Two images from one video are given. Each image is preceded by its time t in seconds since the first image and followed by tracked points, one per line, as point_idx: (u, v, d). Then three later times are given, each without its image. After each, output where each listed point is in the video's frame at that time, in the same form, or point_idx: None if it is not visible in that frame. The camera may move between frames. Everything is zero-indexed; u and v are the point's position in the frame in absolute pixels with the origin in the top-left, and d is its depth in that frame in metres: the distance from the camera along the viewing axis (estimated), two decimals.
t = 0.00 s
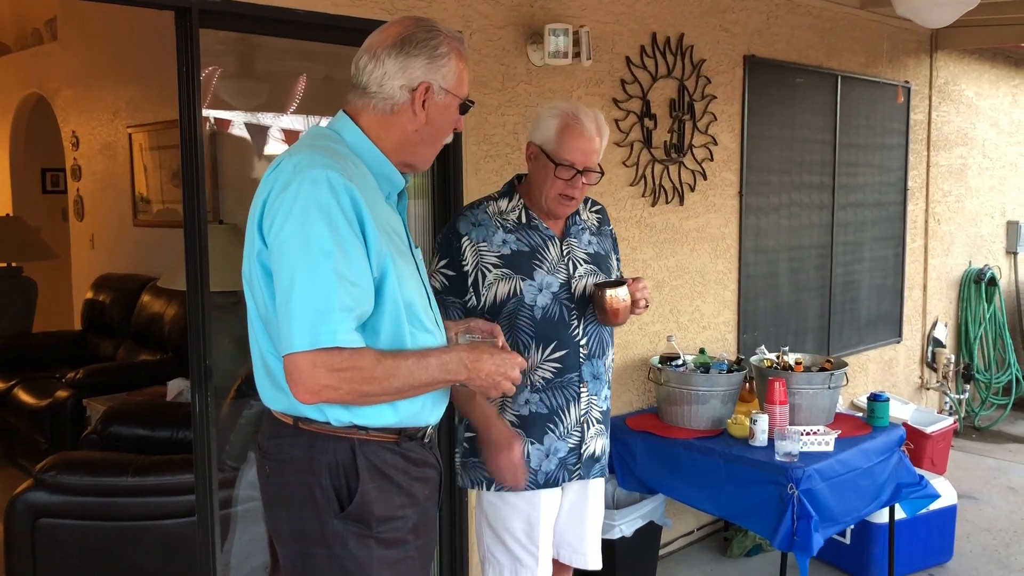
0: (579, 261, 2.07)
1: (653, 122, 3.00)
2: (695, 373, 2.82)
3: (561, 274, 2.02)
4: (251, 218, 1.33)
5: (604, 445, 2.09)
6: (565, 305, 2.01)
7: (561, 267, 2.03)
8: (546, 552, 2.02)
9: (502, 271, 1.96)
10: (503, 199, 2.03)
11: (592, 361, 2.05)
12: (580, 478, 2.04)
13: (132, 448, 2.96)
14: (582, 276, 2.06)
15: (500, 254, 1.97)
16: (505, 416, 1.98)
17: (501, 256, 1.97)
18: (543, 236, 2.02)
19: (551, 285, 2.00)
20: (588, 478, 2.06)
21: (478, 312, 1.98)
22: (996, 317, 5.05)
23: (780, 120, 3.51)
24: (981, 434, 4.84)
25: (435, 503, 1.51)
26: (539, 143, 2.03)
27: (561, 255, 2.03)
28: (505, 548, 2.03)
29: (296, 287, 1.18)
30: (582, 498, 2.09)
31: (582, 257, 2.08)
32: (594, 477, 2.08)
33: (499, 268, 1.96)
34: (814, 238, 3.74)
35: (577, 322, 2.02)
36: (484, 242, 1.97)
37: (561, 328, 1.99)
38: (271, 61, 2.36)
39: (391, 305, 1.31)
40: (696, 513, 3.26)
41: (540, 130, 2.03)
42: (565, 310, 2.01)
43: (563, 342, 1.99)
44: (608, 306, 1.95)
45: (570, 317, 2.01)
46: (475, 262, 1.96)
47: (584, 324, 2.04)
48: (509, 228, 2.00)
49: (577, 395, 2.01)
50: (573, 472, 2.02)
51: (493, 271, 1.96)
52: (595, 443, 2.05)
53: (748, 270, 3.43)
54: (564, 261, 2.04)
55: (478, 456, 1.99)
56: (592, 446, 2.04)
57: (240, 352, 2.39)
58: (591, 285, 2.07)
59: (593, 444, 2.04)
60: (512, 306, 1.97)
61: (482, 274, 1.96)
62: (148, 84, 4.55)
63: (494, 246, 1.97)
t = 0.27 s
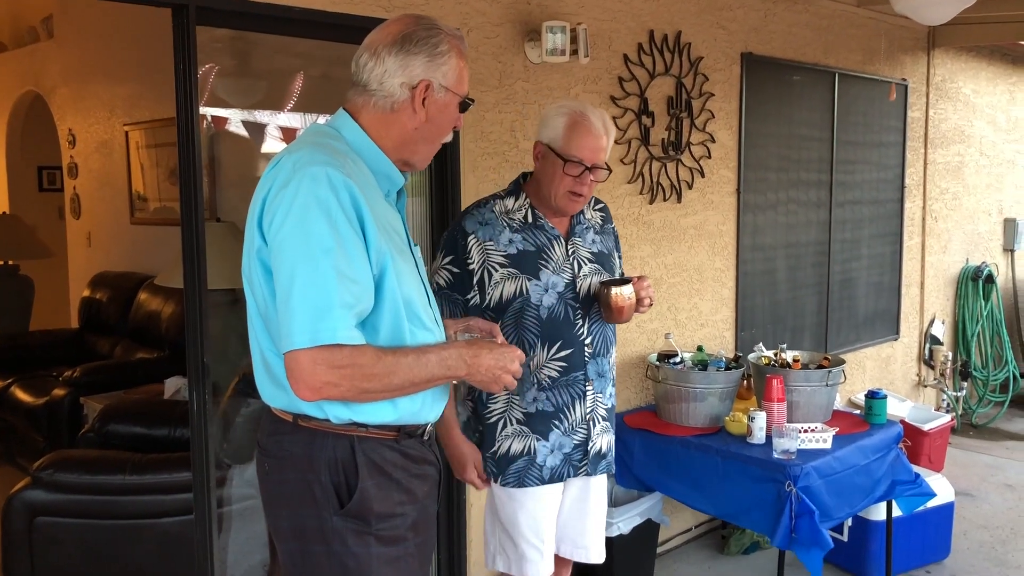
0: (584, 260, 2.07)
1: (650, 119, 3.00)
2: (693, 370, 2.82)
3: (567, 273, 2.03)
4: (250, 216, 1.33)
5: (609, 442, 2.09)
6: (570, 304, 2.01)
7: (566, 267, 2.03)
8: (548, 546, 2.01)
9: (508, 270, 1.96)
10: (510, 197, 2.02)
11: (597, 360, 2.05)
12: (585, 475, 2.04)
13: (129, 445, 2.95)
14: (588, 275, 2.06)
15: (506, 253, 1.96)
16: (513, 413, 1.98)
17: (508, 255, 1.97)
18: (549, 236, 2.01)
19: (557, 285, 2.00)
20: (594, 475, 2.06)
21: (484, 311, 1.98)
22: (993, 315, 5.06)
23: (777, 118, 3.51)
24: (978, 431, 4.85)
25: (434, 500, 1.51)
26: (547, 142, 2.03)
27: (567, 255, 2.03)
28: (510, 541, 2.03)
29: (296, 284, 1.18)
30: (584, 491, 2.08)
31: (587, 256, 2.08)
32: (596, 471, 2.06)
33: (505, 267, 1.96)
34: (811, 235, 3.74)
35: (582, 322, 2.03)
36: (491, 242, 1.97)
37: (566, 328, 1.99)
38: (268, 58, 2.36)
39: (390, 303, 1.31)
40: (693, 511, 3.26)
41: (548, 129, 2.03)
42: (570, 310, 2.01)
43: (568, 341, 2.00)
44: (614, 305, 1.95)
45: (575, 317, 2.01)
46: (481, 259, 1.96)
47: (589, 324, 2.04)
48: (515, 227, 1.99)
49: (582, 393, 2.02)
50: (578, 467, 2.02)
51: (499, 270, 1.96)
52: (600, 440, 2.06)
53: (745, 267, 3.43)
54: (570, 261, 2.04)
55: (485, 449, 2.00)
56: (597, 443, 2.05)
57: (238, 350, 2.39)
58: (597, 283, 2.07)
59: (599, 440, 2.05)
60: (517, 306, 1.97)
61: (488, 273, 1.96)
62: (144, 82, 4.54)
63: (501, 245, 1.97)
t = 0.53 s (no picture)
0: (587, 260, 2.07)
1: (647, 115, 3.00)
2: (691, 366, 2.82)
3: (569, 272, 2.02)
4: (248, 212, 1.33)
5: (603, 440, 2.08)
6: (571, 304, 2.01)
7: (569, 266, 2.03)
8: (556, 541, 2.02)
9: (510, 265, 1.97)
10: (516, 191, 2.03)
11: (595, 360, 2.05)
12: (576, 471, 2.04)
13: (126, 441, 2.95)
14: (592, 275, 2.06)
15: (507, 247, 1.97)
16: (510, 403, 1.99)
17: (510, 250, 1.98)
18: (553, 234, 2.02)
19: (559, 283, 2.00)
20: (586, 473, 2.06)
21: (485, 304, 1.99)
22: (988, 310, 5.08)
23: (774, 113, 3.51)
24: (973, 426, 4.87)
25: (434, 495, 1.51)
26: (554, 137, 2.03)
27: (569, 253, 2.04)
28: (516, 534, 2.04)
29: (296, 280, 1.18)
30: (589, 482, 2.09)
31: (590, 256, 2.08)
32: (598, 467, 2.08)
33: (507, 262, 1.98)
34: (807, 231, 3.75)
35: (583, 321, 2.02)
36: (494, 235, 1.98)
37: (566, 325, 1.99)
38: (264, 54, 2.36)
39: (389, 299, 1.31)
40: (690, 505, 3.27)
41: (555, 125, 2.04)
42: (571, 309, 2.01)
43: (567, 340, 1.99)
44: (619, 307, 1.96)
45: (576, 317, 2.01)
46: (484, 253, 1.97)
47: (589, 324, 2.04)
48: (519, 223, 2.00)
49: (580, 392, 2.01)
50: (572, 461, 2.02)
51: (501, 265, 1.97)
52: (595, 439, 2.05)
53: (742, 263, 3.44)
54: (572, 259, 2.04)
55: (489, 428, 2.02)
56: (591, 442, 2.04)
57: (234, 346, 2.39)
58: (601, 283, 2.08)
59: (592, 439, 2.04)
60: (517, 301, 1.98)
61: (490, 267, 1.98)
62: (139, 77, 4.53)
63: (503, 240, 1.98)
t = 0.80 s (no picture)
0: (588, 253, 2.06)
1: (643, 105, 3.00)
2: (687, 357, 2.82)
3: (571, 266, 2.01)
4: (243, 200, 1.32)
5: (607, 434, 2.09)
6: (575, 298, 2.00)
7: (570, 260, 2.01)
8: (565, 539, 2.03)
9: (510, 262, 1.95)
10: (513, 186, 2.01)
11: (601, 354, 2.05)
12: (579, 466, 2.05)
13: (121, 434, 2.94)
14: (593, 269, 2.05)
15: (507, 244, 1.95)
16: (518, 404, 1.97)
17: (510, 247, 1.96)
18: (553, 228, 2.00)
19: (560, 278, 1.98)
20: (589, 467, 2.07)
21: (486, 303, 1.97)
22: (984, 301, 5.08)
23: (770, 104, 3.50)
24: (969, 417, 4.88)
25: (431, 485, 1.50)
26: (548, 127, 2.03)
27: (570, 247, 2.02)
28: (522, 532, 2.03)
29: (286, 269, 1.17)
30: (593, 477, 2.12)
31: (591, 249, 2.07)
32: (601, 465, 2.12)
33: (507, 259, 1.95)
34: (804, 222, 3.75)
35: (588, 315, 2.01)
36: (492, 233, 1.95)
37: (570, 320, 1.97)
38: (259, 44, 2.35)
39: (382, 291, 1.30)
40: (687, 497, 3.26)
41: (550, 113, 2.03)
42: (576, 304, 1.99)
43: (574, 336, 1.98)
44: (623, 298, 1.95)
45: (581, 311, 2.00)
46: (483, 250, 1.94)
47: (594, 318, 2.03)
48: (518, 218, 1.98)
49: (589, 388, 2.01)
50: (580, 457, 2.03)
51: (500, 263, 1.95)
52: (599, 433, 2.06)
53: (738, 254, 3.43)
54: (573, 253, 2.03)
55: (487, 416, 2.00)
56: (594, 438, 2.05)
57: (229, 337, 2.38)
58: (603, 275, 2.07)
59: (596, 433, 2.05)
60: (520, 298, 1.95)
61: (490, 265, 1.95)
62: (133, 69, 4.51)
63: (502, 237, 1.96)
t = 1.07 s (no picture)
0: (589, 246, 2.06)
1: (639, 95, 2.99)
2: (682, 346, 2.84)
3: (573, 261, 2.02)
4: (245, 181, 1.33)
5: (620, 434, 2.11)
6: (578, 295, 2.00)
7: (570, 256, 2.02)
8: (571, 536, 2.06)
9: (510, 261, 1.95)
10: (509, 182, 2.00)
11: (608, 350, 2.06)
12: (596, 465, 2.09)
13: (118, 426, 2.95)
14: (595, 262, 2.04)
15: (506, 243, 1.95)
16: (523, 401, 1.98)
17: (508, 246, 1.96)
18: (553, 224, 1.99)
19: (562, 274, 1.98)
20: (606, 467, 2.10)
21: (488, 302, 1.97)
22: (980, 289, 5.10)
23: (766, 93, 3.50)
24: (965, 404, 4.89)
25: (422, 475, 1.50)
26: (547, 133, 1.95)
27: (570, 241, 2.02)
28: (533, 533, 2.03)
29: (263, 254, 1.16)
30: (601, 480, 2.13)
31: (592, 241, 2.07)
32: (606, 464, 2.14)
33: (506, 258, 1.95)
34: (799, 211, 3.75)
35: (592, 311, 2.02)
36: (490, 232, 1.95)
37: (573, 316, 1.98)
38: (253, 35, 2.34)
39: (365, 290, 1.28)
40: (683, 485, 3.27)
41: (551, 119, 1.94)
42: (579, 300, 2.00)
43: (579, 333, 1.98)
44: (627, 285, 1.95)
45: (584, 307, 2.00)
46: (483, 249, 1.94)
47: (598, 312, 2.04)
48: (515, 215, 1.97)
49: (596, 385, 2.02)
50: (591, 456, 2.05)
51: (500, 262, 1.95)
52: (612, 432, 2.08)
53: (734, 243, 3.44)
54: (574, 247, 2.03)
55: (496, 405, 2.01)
56: (609, 436, 2.07)
57: (224, 329, 2.38)
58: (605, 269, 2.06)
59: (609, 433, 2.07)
60: (522, 298, 1.96)
61: (490, 265, 1.95)
62: (127, 60, 4.49)
63: (500, 236, 1.96)
